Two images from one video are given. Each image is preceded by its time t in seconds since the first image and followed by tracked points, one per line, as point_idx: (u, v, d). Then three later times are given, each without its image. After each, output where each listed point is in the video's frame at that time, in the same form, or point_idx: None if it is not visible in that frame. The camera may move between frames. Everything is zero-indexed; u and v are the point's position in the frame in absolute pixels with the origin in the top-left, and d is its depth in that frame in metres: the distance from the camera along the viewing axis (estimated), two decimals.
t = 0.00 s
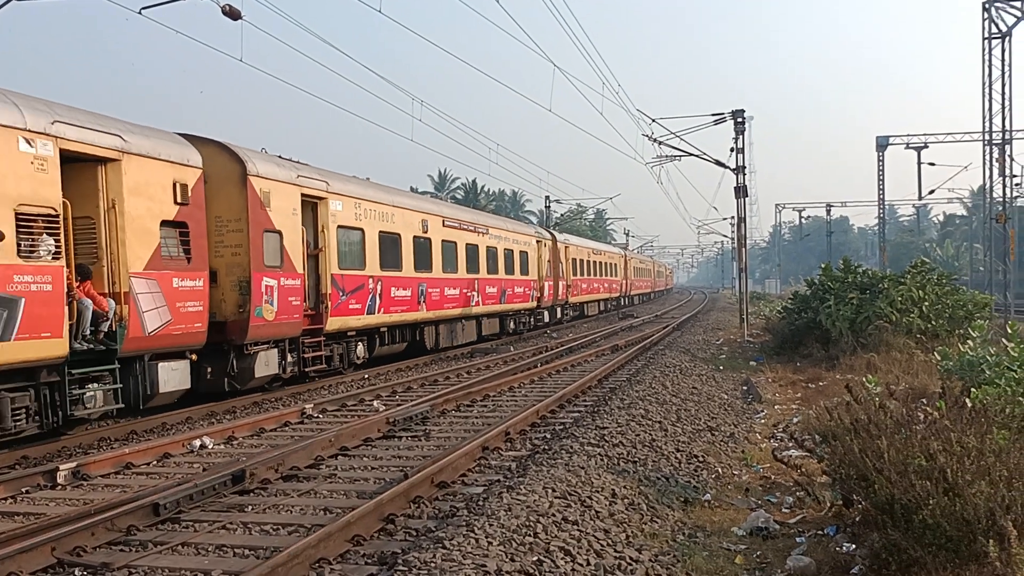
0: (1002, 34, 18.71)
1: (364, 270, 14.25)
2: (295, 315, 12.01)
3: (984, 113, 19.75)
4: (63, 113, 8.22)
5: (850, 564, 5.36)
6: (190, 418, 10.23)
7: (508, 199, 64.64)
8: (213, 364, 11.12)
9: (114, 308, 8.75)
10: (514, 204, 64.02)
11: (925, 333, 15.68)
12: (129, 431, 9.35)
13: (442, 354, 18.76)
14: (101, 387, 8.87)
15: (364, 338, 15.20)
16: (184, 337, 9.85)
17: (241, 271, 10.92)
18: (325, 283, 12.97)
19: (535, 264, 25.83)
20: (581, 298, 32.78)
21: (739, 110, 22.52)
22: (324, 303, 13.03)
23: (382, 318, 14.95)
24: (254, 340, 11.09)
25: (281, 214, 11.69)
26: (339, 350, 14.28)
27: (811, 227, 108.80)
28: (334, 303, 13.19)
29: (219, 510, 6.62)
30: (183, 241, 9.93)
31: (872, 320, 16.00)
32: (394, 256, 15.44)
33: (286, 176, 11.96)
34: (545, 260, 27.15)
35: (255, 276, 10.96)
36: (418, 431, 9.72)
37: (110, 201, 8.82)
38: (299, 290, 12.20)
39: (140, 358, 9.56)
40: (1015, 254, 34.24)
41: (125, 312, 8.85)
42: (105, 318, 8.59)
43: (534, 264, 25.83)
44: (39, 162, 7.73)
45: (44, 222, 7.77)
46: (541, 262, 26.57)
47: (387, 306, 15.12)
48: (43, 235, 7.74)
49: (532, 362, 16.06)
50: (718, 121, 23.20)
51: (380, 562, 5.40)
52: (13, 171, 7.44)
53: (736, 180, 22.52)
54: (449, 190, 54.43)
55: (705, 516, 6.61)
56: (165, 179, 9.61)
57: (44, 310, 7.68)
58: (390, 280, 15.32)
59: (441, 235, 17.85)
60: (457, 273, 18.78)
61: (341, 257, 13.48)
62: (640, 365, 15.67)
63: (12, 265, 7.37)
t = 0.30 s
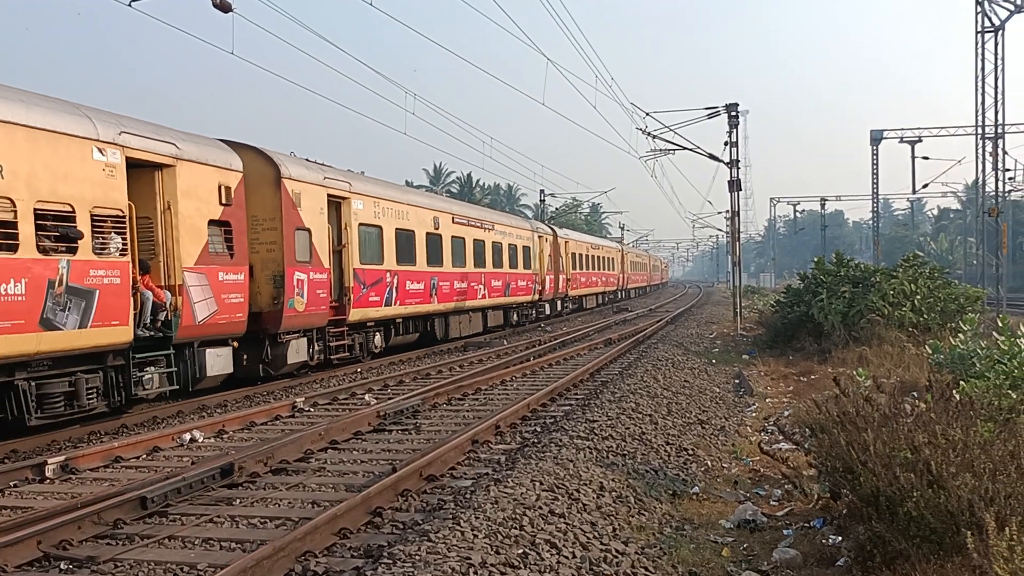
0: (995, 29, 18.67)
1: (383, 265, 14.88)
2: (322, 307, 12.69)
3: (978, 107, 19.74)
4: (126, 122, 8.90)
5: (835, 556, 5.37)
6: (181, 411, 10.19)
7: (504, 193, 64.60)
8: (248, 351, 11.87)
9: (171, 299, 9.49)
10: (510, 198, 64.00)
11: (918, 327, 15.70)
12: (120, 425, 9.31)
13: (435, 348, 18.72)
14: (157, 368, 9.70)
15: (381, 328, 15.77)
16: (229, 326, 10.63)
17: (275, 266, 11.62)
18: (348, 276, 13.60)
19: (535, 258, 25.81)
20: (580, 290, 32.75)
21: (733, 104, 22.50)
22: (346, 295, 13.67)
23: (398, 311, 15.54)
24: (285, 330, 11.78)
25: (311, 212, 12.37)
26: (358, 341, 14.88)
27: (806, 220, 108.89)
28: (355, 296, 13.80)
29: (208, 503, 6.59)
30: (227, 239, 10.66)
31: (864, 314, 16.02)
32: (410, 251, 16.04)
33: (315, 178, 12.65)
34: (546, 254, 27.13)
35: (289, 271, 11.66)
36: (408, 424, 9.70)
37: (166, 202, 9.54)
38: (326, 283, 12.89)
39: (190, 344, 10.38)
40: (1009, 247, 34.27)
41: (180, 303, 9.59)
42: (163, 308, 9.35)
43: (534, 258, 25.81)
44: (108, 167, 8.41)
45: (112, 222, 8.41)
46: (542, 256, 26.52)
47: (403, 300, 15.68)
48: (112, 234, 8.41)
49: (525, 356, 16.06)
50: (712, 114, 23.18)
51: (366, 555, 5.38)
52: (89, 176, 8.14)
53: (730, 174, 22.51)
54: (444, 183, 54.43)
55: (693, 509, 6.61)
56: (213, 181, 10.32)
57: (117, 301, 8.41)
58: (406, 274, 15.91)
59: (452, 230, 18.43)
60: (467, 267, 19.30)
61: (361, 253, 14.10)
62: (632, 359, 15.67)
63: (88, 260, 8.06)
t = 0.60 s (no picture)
0: (993, 22, 18.59)
1: (401, 261, 15.85)
2: (348, 300, 13.72)
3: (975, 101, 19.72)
4: (185, 132, 10.00)
5: (829, 550, 5.36)
6: (177, 406, 10.18)
7: (502, 187, 64.48)
8: (283, 339, 13.00)
9: (220, 291, 10.58)
10: (508, 192, 63.88)
11: (914, 321, 15.69)
12: (116, 419, 9.29)
13: (432, 342, 18.68)
14: (208, 353, 10.84)
15: (400, 320, 16.75)
16: (269, 316, 11.69)
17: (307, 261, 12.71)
18: (371, 271, 14.58)
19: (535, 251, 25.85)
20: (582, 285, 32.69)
21: (731, 98, 22.46)
22: (369, 288, 14.63)
23: (415, 303, 16.53)
24: (317, 320, 12.88)
25: (338, 211, 13.39)
26: (380, 331, 15.91)
27: (804, 215, 108.91)
28: (377, 289, 14.80)
29: (202, 497, 6.58)
30: (267, 236, 11.70)
31: (861, 308, 16.01)
32: (423, 248, 16.89)
33: (341, 180, 13.62)
34: (545, 248, 27.12)
35: (318, 266, 12.75)
36: (404, 418, 9.69)
37: (216, 204, 10.60)
38: (352, 277, 13.91)
39: (235, 332, 11.46)
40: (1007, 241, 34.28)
41: (227, 295, 10.63)
42: (213, 299, 10.41)
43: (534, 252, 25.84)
44: (168, 174, 9.51)
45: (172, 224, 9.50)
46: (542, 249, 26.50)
47: (420, 292, 16.67)
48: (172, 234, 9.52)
49: (522, 350, 16.05)
50: (709, 109, 23.14)
51: (359, 548, 5.37)
52: (155, 183, 9.28)
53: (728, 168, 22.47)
54: (442, 178, 54.33)
55: (687, 503, 6.62)
56: (255, 185, 11.38)
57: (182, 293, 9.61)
58: (421, 269, 16.82)
59: (463, 228, 19.26)
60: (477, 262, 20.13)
61: (381, 249, 15.04)
62: (629, 353, 15.66)
63: (153, 256, 9.16)
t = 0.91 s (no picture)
0: (992, 19, 18.58)
1: (419, 257, 16.71)
2: (374, 294, 14.57)
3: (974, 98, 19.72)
4: (235, 140, 10.94)
5: (828, 547, 5.37)
6: (175, 402, 10.16)
7: (500, 184, 64.43)
8: (316, 331, 13.81)
9: (264, 286, 11.51)
10: (506, 189, 63.83)
11: (912, 318, 15.69)
12: (114, 415, 9.28)
13: (431, 338, 18.68)
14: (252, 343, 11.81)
15: (418, 313, 17.65)
16: (305, 309, 12.59)
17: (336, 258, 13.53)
18: (394, 267, 15.44)
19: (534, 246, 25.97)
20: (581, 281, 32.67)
21: (729, 95, 22.46)
22: (391, 283, 15.48)
23: (432, 297, 17.39)
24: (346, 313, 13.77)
25: (364, 210, 14.26)
26: (398, 325, 16.77)
27: (802, 212, 109.14)
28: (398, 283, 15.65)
29: (201, 493, 6.57)
30: (304, 235, 12.56)
31: (859, 305, 16.03)
32: (439, 245, 17.79)
33: (367, 181, 14.51)
34: (544, 243, 27.16)
35: (347, 262, 13.60)
36: (403, 415, 9.69)
37: (260, 206, 11.50)
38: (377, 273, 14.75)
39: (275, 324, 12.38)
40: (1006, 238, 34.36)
41: (269, 290, 11.53)
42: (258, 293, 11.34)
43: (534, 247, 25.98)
44: (220, 178, 10.45)
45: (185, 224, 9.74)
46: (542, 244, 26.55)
47: (437, 288, 17.56)
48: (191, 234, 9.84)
49: (520, 346, 16.04)
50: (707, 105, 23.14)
51: (359, 544, 5.37)
52: (212, 187, 10.26)
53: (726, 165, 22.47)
54: (440, 174, 54.28)
55: (687, 499, 6.63)
56: (295, 188, 12.30)
57: (232, 287, 10.61)
58: (438, 266, 17.69)
59: (473, 226, 20.15)
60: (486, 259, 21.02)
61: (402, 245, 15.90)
62: (627, 349, 15.65)
63: (208, 253, 10.17)
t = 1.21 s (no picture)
0: (991, 18, 18.58)
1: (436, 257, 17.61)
2: (396, 291, 15.53)
3: (973, 96, 19.75)
4: (278, 149, 11.93)
5: (829, 546, 5.37)
6: (174, 401, 10.14)
7: (498, 182, 64.43)
8: (343, 326, 14.75)
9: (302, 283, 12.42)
10: (504, 187, 63.86)
11: (912, 317, 15.70)
12: (113, 414, 9.26)
13: (430, 336, 18.68)
14: (289, 335, 12.76)
15: (433, 310, 18.53)
16: (337, 304, 13.52)
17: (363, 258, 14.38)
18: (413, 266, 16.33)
19: (534, 244, 26.03)
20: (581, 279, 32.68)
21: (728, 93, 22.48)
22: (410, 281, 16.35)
23: (447, 295, 18.29)
24: (372, 308, 14.72)
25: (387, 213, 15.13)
26: (416, 321, 17.62)
27: (800, 210, 109.25)
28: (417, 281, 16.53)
29: (201, 493, 6.56)
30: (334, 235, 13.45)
31: (859, 303, 16.05)
32: (453, 245, 18.71)
33: (390, 186, 15.48)
34: (544, 241, 27.18)
35: (374, 262, 14.49)
36: (403, 414, 9.69)
37: (297, 209, 12.42)
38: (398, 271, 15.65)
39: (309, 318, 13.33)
40: (1004, 236, 34.45)
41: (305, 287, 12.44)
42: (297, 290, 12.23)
43: (533, 245, 26.05)
44: (265, 184, 11.40)
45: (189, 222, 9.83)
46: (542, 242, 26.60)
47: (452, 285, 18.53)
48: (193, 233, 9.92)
49: (519, 345, 16.04)
50: (707, 104, 23.15)
51: (361, 544, 5.37)
52: (260, 193, 11.26)
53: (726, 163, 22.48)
54: (439, 173, 54.29)
55: (687, 498, 6.63)
56: (328, 192, 13.29)
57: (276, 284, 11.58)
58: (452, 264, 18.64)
59: (484, 227, 21.05)
60: (496, 258, 21.98)
61: (420, 245, 16.75)
62: (627, 348, 15.66)
63: (254, 253, 11.08)
